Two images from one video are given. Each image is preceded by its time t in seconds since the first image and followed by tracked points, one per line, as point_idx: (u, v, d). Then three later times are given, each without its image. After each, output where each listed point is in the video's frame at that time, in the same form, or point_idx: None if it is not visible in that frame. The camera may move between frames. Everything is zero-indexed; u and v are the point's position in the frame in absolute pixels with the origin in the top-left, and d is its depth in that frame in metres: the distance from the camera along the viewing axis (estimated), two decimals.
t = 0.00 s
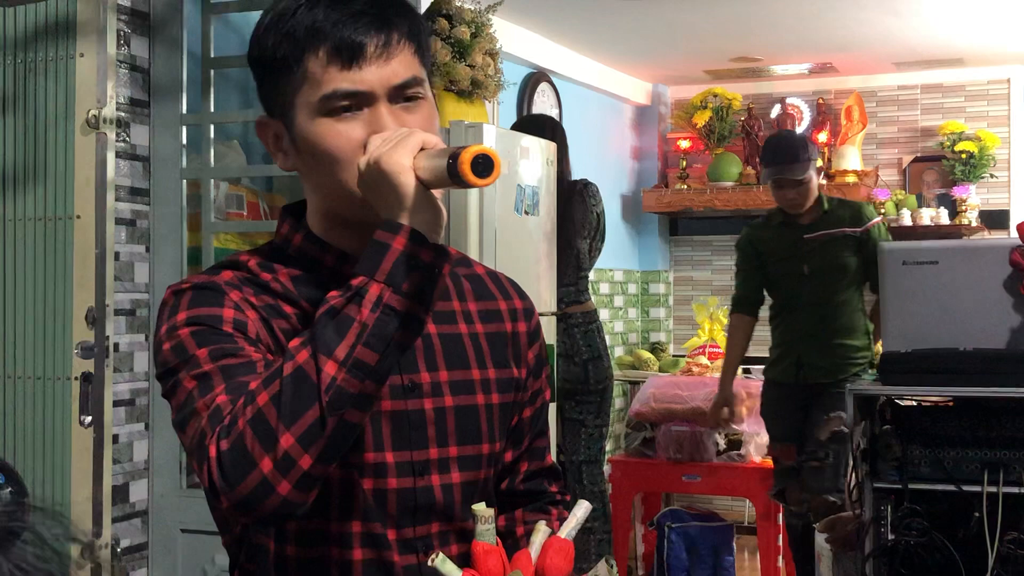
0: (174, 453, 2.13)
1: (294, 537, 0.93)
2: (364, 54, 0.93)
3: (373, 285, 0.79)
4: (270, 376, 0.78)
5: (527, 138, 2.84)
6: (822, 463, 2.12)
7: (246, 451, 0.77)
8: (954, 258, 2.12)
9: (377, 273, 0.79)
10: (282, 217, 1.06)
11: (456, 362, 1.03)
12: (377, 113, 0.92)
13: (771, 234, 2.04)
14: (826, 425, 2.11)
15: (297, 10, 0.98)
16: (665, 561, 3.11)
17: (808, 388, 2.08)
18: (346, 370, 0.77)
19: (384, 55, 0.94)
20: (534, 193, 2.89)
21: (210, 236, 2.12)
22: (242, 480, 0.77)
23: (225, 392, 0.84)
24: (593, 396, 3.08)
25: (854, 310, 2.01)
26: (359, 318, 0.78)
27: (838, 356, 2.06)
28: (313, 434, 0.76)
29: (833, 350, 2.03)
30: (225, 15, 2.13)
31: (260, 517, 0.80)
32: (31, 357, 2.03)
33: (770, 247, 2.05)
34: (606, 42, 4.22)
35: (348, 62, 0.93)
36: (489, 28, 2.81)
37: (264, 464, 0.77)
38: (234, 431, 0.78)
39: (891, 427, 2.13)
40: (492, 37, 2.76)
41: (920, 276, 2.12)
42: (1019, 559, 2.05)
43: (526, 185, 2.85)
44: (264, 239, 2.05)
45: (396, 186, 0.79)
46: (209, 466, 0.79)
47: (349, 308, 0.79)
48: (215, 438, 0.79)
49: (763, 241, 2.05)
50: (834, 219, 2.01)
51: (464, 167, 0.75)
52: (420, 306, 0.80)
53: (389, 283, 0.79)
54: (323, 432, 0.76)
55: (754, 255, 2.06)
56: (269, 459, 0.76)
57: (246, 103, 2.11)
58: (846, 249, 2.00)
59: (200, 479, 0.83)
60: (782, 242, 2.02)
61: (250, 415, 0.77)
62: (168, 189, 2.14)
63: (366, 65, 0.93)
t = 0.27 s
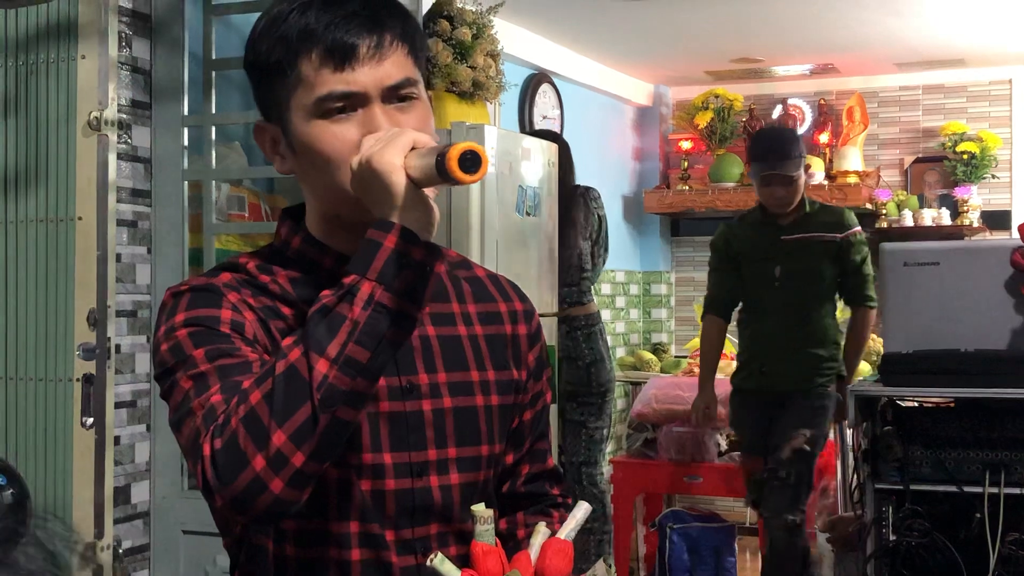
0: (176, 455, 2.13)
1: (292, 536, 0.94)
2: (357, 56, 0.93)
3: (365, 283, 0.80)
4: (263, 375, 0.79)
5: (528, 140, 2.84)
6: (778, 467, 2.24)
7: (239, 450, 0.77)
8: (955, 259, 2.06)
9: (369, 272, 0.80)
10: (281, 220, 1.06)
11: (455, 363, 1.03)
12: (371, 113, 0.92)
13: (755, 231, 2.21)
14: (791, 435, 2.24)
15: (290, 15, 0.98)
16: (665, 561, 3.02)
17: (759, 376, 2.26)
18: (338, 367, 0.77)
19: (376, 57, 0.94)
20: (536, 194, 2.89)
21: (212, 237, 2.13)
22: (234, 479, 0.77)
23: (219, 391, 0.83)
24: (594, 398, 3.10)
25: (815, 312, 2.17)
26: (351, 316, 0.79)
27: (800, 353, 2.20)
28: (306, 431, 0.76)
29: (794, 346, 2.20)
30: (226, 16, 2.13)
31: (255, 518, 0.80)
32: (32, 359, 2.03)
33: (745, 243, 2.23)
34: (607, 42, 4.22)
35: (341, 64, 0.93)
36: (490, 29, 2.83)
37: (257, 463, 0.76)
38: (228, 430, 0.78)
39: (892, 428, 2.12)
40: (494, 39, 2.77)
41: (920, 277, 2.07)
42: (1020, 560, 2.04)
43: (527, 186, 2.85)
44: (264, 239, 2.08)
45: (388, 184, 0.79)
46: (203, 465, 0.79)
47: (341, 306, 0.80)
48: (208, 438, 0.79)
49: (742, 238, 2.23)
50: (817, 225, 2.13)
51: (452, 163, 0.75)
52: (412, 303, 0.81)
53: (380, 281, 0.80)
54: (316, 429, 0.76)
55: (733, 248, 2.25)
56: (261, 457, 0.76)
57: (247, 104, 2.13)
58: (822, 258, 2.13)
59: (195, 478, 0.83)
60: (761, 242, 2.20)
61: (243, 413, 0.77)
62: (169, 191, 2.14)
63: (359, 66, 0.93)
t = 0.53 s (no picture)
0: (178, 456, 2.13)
1: (293, 537, 0.94)
2: (353, 58, 0.93)
3: (359, 281, 0.79)
4: (259, 373, 0.79)
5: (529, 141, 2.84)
6: (765, 477, 2.32)
7: (235, 448, 0.78)
8: (957, 260, 2.05)
9: (363, 270, 0.79)
10: (283, 222, 1.06)
11: (456, 365, 1.04)
12: (368, 114, 0.92)
13: (735, 224, 2.36)
14: (777, 444, 2.35)
15: (287, 19, 0.98)
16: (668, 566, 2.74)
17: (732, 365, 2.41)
18: (333, 365, 0.77)
19: (373, 58, 0.94)
20: (538, 196, 2.89)
21: (215, 239, 2.12)
22: (231, 477, 0.78)
23: (217, 390, 0.84)
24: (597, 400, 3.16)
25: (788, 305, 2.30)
26: (345, 313, 0.78)
27: (776, 344, 2.33)
28: (301, 428, 0.76)
29: (769, 337, 2.34)
30: (228, 17, 2.13)
31: (251, 515, 0.81)
32: (35, 360, 2.03)
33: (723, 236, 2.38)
34: (607, 43, 4.23)
35: (337, 66, 0.93)
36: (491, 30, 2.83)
37: (253, 460, 0.77)
38: (224, 429, 0.79)
39: (894, 430, 2.11)
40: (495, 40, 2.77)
41: (923, 278, 2.06)
42: None
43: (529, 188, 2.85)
44: (266, 242, 2.08)
45: (383, 183, 0.78)
46: (200, 464, 0.80)
47: (336, 303, 0.79)
48: (205, 436, 0.80)
49: (720, 231, 2.39)
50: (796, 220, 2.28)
51: (443, 160, 0.74)
52: (406, 299, 0.80)
53: (375, 278, 0.79)
54: (311, 426, 0.76)
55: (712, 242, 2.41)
56: (257, 455, 0.77)
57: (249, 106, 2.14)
58: (799, 253, 2.26)
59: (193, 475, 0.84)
60: (740, 237, 2.35)
61: (239, 412, 0.78)
62: (172, 192, 2.14)
63: (356, 68, 0.93)
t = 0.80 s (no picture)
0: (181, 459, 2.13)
1: (292, 540, 0.94)
2: (352, 60, 0.94)
3: (355, 283, 0.79)
4: (255, 375, 0.80)
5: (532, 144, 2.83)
6: (758, 495, 2.54)
7: (231, 449, 0.78)
8: (960, 262, 2.04)
9: (359, 272, 0.79)
10: (287, 225, 1.06)
11: (458, 369, 1.04)
12: (368, 115, 0.92)
13: (705, 236, 2.52)
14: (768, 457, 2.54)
15: (288, 23, 0.98)
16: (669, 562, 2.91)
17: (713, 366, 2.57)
18: (328, 367, 0.77)
19: (372, 60, 0.94)
20: (541, 199, 2.89)
21: (217, 242, 2.13)
22: (225, 478, 0.78)
23: (214, 391, 0.85)
24: (598, 403, 3.14)
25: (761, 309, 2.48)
26: (341, 315, 0.79)
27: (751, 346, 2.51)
28: (295, 429, 0.77)
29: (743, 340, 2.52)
30: (232, 21, 2.15)
31: (246, 516, 0.81)
32: (39, 362, 2.03)
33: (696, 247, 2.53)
34: (610, 45, 4.23)
35: (336, 69, 0.94)
36: (494, 33, 2.84)
37: (247, 461, 0.78)
38: (220, 430, 0.79)
39: (897, 433, 2.10)
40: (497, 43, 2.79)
41: (927, 283, 2.06)
42: None
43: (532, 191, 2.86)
44: (270, 244, 2.09)
45: (379, 186, 0.78)
46: (197, 465, 0.81)
47: (332, 305, 0.79)
48: (202, 437, 0.81)
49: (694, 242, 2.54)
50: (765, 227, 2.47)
51: (437, 162, 0.74)
52: (402, 302, 0.80)
53: (371, 280, 0.79)
54: (305, 428, 0.77)
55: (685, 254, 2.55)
56: (252, 455, 0.77)
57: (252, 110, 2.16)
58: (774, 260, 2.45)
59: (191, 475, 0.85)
60: (713, 248, 2.51)
61: (234, 413, 0.79)
62: (175, 195, 2.14)
63: (355, 70, 0.93)
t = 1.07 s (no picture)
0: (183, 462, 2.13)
1: (293, 543, 0.94)
2: (350, 63, 0.94)
3: (353, 285, 0.79)
4: (254, 377, 0.80)
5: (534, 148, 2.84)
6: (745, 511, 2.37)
7: (228, 450, 0.78)
8: (962, 266, 2.04)
9: (357, 274, 0.79)
10: (289, 229, 1.07)
11: (459, 373, 1.04)
12: (367, 118, 0.92)
13: (668, 239, 2.38)
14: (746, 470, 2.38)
15: (287, 27, 0.98)
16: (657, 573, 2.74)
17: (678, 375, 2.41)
18: (325, 368, 0.77)
19: (370, 63, 0.94)
20: (542, 202, 2.90)
21: (219, 246, 2.12)
22: (222, 480, 0.78)
23: (214, 394, 0.85)
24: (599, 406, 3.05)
25: (726, 313, 2.35)
26: (339, 317, 0.79)
27: (716, 354, 2.38)
28: (293, 431, 0.77)
29: (707, 346, 2.38)
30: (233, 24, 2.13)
31: (244, 517, 0.81)
32: (42, 366, 2.03)
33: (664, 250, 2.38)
34: (611, 48, 4.24)
35: (335, 71, 0.94)
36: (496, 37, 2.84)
37: (246, 463, 0.78)
38: (219, 432, 0.79)
39: (898, 437, 2.11)
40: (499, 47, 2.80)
41: (929, 287, 2.06)
42: None
43: (534, 194, 2.86)
44: (272, 248, 2.05)
45: (377, 187, 0.78)
46: (194, 468, 0.81)
47: (329, 307, 0.80)
48: (200, 439, 0.81)
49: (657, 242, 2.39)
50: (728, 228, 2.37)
51: (434, 164, 0.75)
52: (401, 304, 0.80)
53: (369, 282, 0.79)
54: (303, 431, 0.77)
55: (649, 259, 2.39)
56: (250, 457, 0.77)
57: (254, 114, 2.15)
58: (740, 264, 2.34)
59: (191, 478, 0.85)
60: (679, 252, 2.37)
61: (232, 415, 0.79)
62: (177, 199, 2.15)
63: (354, 73, 0.93)
